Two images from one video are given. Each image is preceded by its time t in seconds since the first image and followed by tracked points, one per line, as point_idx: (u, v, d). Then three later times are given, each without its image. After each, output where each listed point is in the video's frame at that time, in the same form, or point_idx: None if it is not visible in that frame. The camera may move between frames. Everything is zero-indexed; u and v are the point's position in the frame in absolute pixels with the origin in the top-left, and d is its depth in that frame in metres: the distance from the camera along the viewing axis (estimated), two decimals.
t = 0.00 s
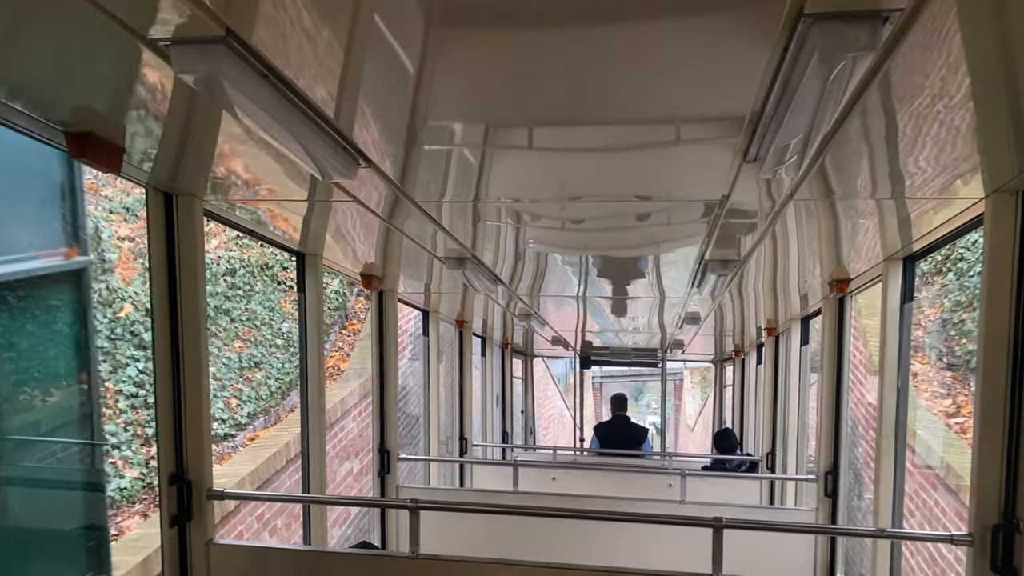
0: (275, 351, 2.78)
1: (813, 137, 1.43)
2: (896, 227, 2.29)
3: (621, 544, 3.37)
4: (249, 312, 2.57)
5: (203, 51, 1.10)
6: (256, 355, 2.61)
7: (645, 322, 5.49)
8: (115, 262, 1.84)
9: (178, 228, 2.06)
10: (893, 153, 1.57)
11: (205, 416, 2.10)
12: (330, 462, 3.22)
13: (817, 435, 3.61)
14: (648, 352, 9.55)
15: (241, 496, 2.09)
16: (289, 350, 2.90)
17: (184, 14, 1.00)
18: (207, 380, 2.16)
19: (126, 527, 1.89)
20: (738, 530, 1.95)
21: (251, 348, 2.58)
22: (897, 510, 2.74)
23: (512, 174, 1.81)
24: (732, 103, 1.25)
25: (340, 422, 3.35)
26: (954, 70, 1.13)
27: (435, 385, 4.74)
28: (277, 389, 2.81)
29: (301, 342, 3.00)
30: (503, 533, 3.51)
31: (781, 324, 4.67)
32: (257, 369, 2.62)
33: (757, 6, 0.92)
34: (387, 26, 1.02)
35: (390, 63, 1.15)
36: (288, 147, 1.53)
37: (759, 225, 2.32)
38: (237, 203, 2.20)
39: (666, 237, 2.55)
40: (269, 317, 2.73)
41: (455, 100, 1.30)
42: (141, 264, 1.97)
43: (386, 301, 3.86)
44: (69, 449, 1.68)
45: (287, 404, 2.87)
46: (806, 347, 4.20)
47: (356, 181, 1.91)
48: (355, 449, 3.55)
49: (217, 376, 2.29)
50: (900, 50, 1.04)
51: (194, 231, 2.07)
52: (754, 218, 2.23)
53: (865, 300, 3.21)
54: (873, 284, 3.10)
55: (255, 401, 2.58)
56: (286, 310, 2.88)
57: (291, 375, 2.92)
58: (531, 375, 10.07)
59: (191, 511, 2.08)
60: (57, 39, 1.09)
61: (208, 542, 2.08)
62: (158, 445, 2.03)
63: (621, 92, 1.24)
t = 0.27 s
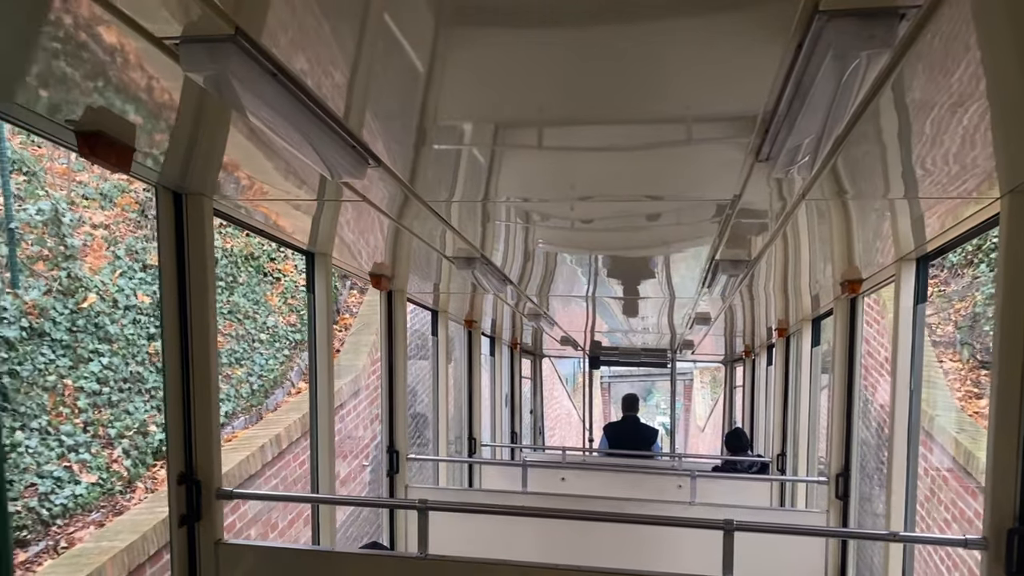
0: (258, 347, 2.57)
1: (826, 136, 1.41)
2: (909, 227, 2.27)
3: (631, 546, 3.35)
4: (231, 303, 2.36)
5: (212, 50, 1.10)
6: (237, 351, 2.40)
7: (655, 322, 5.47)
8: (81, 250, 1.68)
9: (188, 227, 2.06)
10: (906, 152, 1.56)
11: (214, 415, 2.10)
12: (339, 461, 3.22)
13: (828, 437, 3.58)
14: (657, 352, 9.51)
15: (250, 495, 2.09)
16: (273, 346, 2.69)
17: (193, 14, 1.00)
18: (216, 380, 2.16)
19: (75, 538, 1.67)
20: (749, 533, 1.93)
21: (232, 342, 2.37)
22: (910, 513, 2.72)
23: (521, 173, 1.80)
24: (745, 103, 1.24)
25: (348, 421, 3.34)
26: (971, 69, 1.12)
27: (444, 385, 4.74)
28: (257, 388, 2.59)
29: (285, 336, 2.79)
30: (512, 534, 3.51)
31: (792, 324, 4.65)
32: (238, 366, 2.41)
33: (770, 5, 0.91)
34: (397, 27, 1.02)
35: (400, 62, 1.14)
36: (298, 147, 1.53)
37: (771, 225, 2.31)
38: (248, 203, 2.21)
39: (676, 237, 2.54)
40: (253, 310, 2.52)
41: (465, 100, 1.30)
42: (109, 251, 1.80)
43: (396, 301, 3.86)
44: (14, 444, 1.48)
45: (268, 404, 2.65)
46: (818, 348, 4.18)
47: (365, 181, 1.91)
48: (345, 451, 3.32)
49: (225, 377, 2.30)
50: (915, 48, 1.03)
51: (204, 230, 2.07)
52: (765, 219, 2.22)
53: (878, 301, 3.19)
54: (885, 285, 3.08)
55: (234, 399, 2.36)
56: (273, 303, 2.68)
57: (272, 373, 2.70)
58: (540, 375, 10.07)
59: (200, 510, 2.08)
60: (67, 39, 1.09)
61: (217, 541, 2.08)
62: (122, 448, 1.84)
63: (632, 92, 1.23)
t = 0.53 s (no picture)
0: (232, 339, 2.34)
1: (835, 135, 1.39)
2: (919, 227, 2.25)
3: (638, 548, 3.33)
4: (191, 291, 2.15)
5: (208, 49, 1.09)
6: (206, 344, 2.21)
7: (664, 323, 5.45)
8: (37, 234, 1.52)
9: (191, 227, 2.06)
10: (915, 151, 1.54)
11: (217, 415, 2.10)
12: (345, 462, 3.21)
13: (838, 439, 3.54)
14: (667, 352, 9.46)
15: (253, 496, 2.09)
16: (251, 341, 2.47)
17: (191, 12, 0.99)
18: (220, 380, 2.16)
19: (7, 552, 1.48)
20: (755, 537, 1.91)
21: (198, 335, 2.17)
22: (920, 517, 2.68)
23: (527, 173, 1.79)
24: (750, 101, 1.22)
25: (353, 420, 3.32)
26: (980, 66, 1.09)
27: (451, 385, 4.72)
28: (234, 384, 2.35)
29: (268, 332, 2.60)
30: (519, 535, 3.49)
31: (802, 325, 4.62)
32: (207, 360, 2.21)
33: (774, 3, 0.89)
34: (399, 25, 1.01)
35: (398, 61, 1.13)
36: (299, 147, 1.52)
37: (778, 225, 2.28)
38: (253, 203, 2.20)
39: (683, 237, 2.52)
40: (231, 303, 2.31)
41: (466, 99, 1.28)
42: (74, 237, 1.63)
43: (402, 301, 3.85)
44: None
45: (246, 403, 2.43)
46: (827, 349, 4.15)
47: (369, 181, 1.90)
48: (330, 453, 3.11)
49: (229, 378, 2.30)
50: (924, 45, 1.01)
51: (207, 230, 2.07)
52: (773, 219, 2.19)
53: (888, 301, 3.16)
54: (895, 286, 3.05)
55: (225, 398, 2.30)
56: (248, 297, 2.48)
57: (251, 370, 2.47)
58: (549, 375, 10.05)
59: (202, 510, 2.08)
60: (66, 37, 1.08)
61: (220, 542, 2.08)
62: (73, 451, 1.64)
63: (634, 91, 1.21)
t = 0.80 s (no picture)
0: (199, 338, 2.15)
1: (844, 135, 1.37)
2: (930, 229, 2.21)
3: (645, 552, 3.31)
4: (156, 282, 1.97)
5: (202, 51, 1.08)
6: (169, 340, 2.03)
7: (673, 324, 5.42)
8: None
9: (193, 229, 2.05)
10: (924, 151, 1.51)
11: (219, 417, 2.09)
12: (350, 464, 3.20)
13: (847, 442, 3.51)
14: (676, 353, 9.41)
15: (255, 500, 2.08)
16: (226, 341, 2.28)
17: (185, 14, 0.98)
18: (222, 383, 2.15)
19: None
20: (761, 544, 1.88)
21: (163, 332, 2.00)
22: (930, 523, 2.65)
23: (531, 174, 1.77)
24: (754, 101, 1.20)
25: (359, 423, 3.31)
26: (990, 65, 1.07)
27: (458, 386, 4.71)
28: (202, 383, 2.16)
29: (244, 326, 2.41)
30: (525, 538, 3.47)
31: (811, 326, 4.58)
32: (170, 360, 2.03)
33: (776, 2, 0.88)
34: (394, 27, 1.00)
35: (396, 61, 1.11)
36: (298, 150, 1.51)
37: (786, 226, 2.26)
38: (256, 204, 2.20)
39: (690, 238, 2.50)
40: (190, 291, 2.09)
41: (466, 100, 1.27)
42: (23, 221, 1.47)
43: (408, 303, 3.84)
44: None
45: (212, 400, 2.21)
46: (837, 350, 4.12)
47: (371, 182, 1.89)
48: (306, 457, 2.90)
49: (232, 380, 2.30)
50: (931, 44, 0.99)
51: (208, 231, 2.06)
52: (780, 220, 2.17)
53: (898, 303, 3.12)
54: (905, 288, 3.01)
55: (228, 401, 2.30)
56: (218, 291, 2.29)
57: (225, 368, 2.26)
58: (558, 375, 10.03)
59: (204, 513, 2.07)
60: (61, 38, 1.08)
61: (222, 545, 2.08)
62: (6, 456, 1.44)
63: (636, 91, 1.20)
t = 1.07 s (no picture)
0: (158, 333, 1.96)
1: (854, 137, 1.35)
2: (941, 231, 2.19)
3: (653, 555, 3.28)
4: (115, 270, 1.76)
5: (203, 52, 1.07)
6: (126, 332, 1.82)
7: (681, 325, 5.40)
8: None
9: (198, 232, 2.05)
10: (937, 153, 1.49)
11: (224, 420, 2.09)
12: (355, 466, 3.19)
13: (857, 446, 3.47)
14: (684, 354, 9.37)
15: (260, 504, 2.07)
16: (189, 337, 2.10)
17: (185, 14, 0.97)
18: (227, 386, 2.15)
19: None
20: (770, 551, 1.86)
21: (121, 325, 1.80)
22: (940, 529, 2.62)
23: (538, 175, 1.75)
24: (764, 102, 1.18)
25: (365, 425, 3.31)
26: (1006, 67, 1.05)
27: (465, 387, 4.69)
28: (162, 382, 1.97)
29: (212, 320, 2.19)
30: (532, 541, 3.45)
31: (821, 328, 4.56)
32: (127, 355, 1.81)
33: (786, 1, 0.86)
34: (399, 28, 0.99)
35: (400, 61, 1.10)
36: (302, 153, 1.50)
37: (795, 228, 2.24)
38: (261, 207, 2.19)
39: (699, 239, 2.48)
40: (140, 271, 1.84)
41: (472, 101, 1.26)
42: None
43: (415, 304, 3.83)
44: None
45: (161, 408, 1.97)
46: (847, 353, 4.09)
47: (377, 185, 1.89)
48: (276, 463, 2.61)
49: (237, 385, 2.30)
50: (944, 45, 0.97)
51: (214, 233, 2.06)
52: (790, 222, 2.15)
53: (909, 305, 3.10)
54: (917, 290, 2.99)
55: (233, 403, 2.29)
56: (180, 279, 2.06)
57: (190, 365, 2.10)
58: (566, 376, 10.02)
59: (209, 517, 2.07)
60: (63, 41, 1.07)
61: (227, 548, 2.07)
62: None
63: (643, 92, 1.18)
